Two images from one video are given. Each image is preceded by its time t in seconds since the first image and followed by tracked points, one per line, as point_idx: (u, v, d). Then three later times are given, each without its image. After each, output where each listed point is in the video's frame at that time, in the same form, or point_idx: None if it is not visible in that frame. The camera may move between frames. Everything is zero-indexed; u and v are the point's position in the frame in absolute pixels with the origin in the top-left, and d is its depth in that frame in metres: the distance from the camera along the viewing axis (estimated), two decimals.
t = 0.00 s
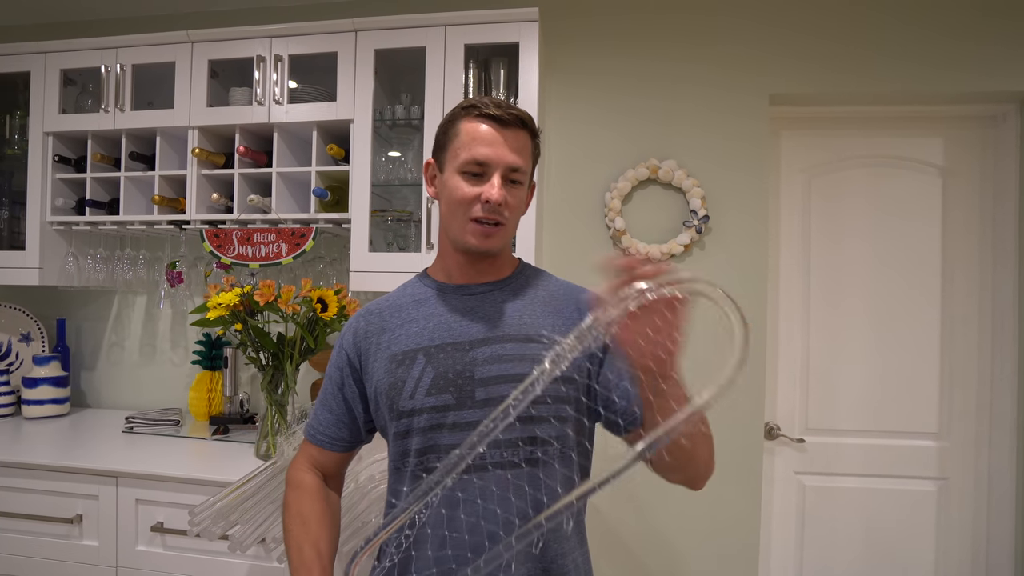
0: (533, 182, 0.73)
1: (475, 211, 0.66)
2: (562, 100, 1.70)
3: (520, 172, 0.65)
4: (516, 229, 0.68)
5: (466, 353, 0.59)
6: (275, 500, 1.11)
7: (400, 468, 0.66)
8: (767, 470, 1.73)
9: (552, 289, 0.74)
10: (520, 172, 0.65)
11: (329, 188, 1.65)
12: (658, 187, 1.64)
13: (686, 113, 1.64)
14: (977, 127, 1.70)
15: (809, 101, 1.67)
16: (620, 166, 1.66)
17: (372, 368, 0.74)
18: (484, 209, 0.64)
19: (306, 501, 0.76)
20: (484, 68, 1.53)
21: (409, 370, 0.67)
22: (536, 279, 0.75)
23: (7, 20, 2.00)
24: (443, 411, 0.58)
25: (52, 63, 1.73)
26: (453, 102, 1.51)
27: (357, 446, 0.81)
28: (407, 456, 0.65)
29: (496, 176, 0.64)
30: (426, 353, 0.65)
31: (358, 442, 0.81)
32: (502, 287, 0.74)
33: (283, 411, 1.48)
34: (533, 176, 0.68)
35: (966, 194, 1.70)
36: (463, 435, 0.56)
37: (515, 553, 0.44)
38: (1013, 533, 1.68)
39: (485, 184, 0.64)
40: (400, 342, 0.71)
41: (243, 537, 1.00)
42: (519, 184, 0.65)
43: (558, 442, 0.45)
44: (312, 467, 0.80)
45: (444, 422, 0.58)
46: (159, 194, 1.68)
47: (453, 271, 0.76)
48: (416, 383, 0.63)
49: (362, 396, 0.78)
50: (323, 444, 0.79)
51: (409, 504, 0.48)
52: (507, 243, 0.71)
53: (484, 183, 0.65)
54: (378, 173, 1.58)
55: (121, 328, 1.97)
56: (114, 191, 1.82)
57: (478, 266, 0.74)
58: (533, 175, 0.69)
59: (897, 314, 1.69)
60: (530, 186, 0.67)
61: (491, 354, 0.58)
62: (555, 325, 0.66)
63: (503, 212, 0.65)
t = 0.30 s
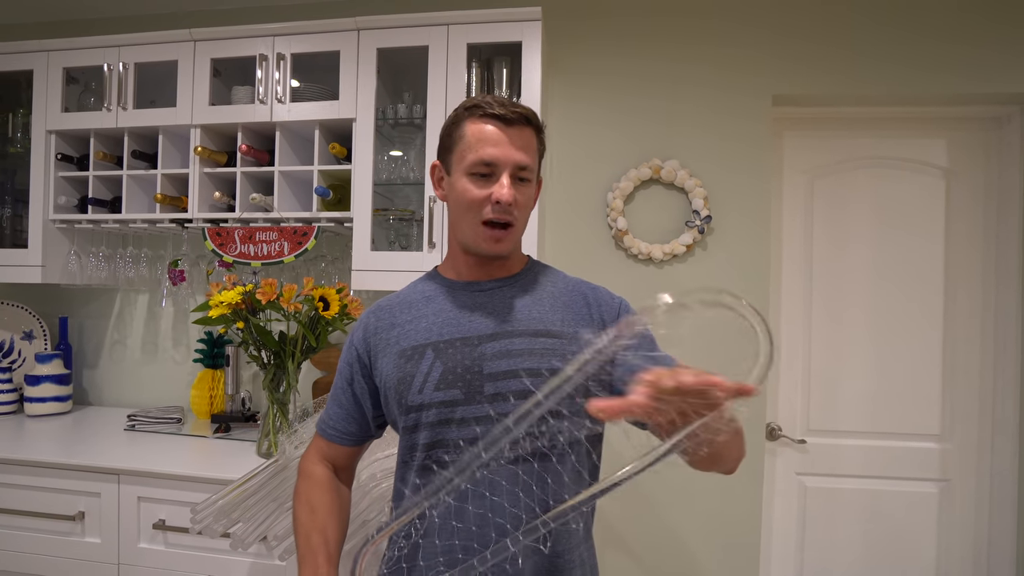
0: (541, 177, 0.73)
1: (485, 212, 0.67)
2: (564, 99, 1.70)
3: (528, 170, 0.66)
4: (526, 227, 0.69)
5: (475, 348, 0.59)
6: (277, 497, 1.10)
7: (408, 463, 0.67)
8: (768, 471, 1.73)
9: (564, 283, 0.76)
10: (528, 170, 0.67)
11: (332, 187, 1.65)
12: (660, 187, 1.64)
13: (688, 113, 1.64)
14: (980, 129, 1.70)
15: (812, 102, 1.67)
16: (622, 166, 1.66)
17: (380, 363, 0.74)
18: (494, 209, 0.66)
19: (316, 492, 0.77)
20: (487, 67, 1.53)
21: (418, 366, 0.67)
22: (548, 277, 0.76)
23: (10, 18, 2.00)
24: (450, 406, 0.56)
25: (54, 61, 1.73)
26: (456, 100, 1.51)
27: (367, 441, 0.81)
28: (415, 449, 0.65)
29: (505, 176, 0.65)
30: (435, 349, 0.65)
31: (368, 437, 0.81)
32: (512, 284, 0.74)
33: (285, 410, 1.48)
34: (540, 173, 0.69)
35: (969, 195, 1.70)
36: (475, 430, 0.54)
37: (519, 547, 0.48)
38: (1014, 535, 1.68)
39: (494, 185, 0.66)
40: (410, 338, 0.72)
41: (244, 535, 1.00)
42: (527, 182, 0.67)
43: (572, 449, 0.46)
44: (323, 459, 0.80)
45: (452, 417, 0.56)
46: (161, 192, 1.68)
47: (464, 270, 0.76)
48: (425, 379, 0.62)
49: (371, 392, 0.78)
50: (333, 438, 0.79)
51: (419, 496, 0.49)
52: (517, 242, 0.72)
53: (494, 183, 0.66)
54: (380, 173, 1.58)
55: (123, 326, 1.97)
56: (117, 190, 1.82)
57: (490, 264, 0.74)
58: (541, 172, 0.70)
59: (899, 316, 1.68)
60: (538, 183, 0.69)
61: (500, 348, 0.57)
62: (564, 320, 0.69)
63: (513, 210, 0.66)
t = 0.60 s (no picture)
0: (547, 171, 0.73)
1: (491, 210, 0.67)
2: (566, 96, 1.69)
3: (533, 166, 0.67)
4: (531, 223, 0.70)
5: (479, 346, 0.66)
6: (278, 495, 1.09)
7: (415, 459, 0.68)
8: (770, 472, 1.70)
9: (569, 279, 0.75)
10: (533, 166, 0.67)
11: (334, 184, 1.65)
12: (662, 184, 1.63)
13: (691, 110, 1.64)
14: (983, 126, 1.69)
15: (814, 98, 1.67)
16: (624, 163, 1.66)
17: (386, 358, 0.74)
18: (500, 207, 0.66)
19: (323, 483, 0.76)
20: (489, 64, 1.53)
21: (425, 364, 0.69)
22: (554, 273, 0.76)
23: (11, 15, 2.00)
24: (456, 404, 0.63)
25: (55, 58, 1.73)
26: (458, 97, 1.51)
27: (372, 435, 0.81)
28: (421, 447, 0.68)
29: (509, 174, 0.65)
30: (440, 347, 0.69)
31: (373, 431, 0.81)
32: (518, 280, 0.74)
33: (287, 406, 1.49)
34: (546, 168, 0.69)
35: (972, 191, 1.69)
36: (478, 427, 0.60)
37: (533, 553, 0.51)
38: (1015, 531, 1.68)
39: (499, 182, 0.66)
40: (416, 335, 0.71)
41: (246, 532, 1.04)
42: (533, 177, 0.67)
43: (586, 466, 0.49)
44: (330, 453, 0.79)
45: (457, 415, 0.62)
46: (163, 189, 1.68)
47: (470, 266, 0.75)
48: (429, 377, 0.67)
49: (377, 387, 0.78)
50: (338, 432, 0.79)
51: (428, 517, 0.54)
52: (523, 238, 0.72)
53: (499, 181, 0.66)
54: (382, 169, 1.58)
55: (125, 324, 1.97)
56: (118, 186, 1.81)
57: (495, 260, 0.74)
58: (546, 167, 0.70)
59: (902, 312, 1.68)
60: (544, 178, 0.69)
61: (504, 347, 0.64)
62: (570, 318, 0.69)
63: (519, 207, 0.66)
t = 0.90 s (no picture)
0: (539, 167, 0.71)
1: (475, 217, 0.67)
2: (566, 95, 1.69)
3: (515, 169, 0.65)
4: (521, 224, 0.68)
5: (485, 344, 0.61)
6: (277, 492, 1.08)
7: (416, 455, 0.68)
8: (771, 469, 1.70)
9: (572, 277, 0.77)
10: (513, 169, 0.65)
11: (333, 182, 1.65)
12: (662, 183, 1.63)
13: (691, 108, 1.64)
14: (983, 123, 1.69)
15: (816, 97, 1.66)
16: (625, 161, 1.66)
17: (390, 354, 0.75)
18: (483, 215, 0.66)
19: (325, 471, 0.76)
20: (489, 62, 1.53)
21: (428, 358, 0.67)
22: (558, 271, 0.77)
23: (11, 13, 2.00)
24: (460, 402, 0.59)
25: (55, 57, 1.73)
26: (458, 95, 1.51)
27: (375, 430, 0.82)
28: (422, 442, 0.67)
29: (489, 180, 0.64)
30: (445, 344, 0.66)
31: (376, 426, 0.82)
32: (521, 280, 0.74)
33: (287, 405, 1.49)
34: (531, 166, 0.67)
35: (972, 189, 1.69)
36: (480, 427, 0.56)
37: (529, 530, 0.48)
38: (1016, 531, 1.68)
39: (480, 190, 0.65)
40: (421, 331, 0.72)
41: (246, 530, 1.01)
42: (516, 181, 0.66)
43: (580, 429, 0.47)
44: (332, 444, 0.80)
45: (460, 413, 0.58)
46: (162, 187, 1.68)
47: (469, 266, 0.76)
48: (433, 373, 0.62)
49: (381, 382, 0.79)
50: (341, 426, 0.79)
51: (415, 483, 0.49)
52: (517, 240, 0.71)
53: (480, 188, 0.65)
54: (382, 167, 1.57)
55: (125, 322, 1.97)
56: (118, 185, 1.81)
57: (492, 261, 0.74)
58: (533, 164, 0.68)
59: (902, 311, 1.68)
60: (529, 177, 0.67)
61: (513, 346, 0.60)
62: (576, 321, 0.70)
63: (499, 212, 0.66)
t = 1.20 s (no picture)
0: (531, 163, 0.72)
1: (463, 217, 0.69)
2: (564, 92, 1.69)
3: (498, 167, 0.67)
4: (511, 221, 0.70)
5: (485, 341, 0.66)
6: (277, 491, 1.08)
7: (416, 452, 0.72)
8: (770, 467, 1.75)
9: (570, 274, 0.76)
10: (498, 167, 0.67)
11: (330, 181, 1.64)
12: (660, 180, 1.63)
13: (689, 104, 1.63)
14: (982, 118, 1.69)
15: (815, 92, 1.66)
16: (622, 157, 1.65)
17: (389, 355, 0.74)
18: (469, 214, 0.68)
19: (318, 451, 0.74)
20: (486, 59, 1.52)
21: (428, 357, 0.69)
22: (554, 267, 0.76)
23: (5, 12, 1.99)
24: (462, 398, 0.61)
25: (51, 56, 1.72)
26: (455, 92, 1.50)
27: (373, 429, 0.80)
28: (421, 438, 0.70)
29: (473, 181, 0.67)
30: (445, 341, 0.70)
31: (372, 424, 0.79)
32: (520, 279, 0.74)
33: (285, 404, 1.48)
34: (519, 163, 0.69)
35: (971, 184, 1.69)
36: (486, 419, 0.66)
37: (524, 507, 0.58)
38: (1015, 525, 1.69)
39: (465, 190, 0.68)
40: (420, 329, 0.72)
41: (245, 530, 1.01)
42: (500, 179, 0.68)
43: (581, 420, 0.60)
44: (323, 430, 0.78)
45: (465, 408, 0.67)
46: (159, 186, 1.67)
47: (465, 264, 0.77)
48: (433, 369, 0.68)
49: (379, 381, 0.78)
50: (338, 423, 0.78)
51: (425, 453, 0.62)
52: (510, 238, 0.72)
53: (466, 188, 0.68)
54: (379, 166, 1.57)
55: (123, 322, 1.97)
56: (115, 184, 1.81)
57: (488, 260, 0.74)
58: (522, 161, 0.69)
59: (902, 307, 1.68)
60: (517, 174, 0.68)
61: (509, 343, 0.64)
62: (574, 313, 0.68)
63: (487, 211, 0.68)
